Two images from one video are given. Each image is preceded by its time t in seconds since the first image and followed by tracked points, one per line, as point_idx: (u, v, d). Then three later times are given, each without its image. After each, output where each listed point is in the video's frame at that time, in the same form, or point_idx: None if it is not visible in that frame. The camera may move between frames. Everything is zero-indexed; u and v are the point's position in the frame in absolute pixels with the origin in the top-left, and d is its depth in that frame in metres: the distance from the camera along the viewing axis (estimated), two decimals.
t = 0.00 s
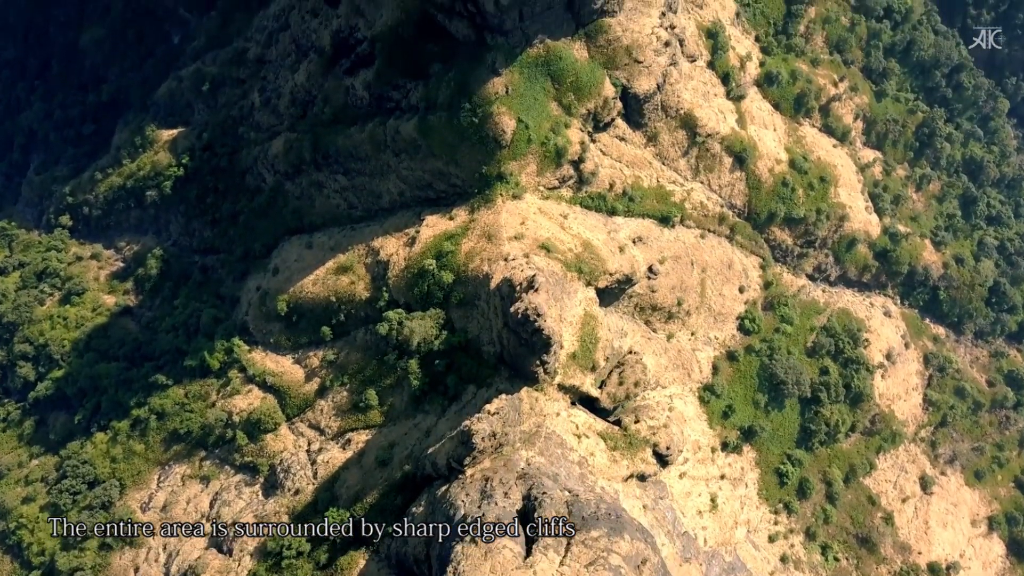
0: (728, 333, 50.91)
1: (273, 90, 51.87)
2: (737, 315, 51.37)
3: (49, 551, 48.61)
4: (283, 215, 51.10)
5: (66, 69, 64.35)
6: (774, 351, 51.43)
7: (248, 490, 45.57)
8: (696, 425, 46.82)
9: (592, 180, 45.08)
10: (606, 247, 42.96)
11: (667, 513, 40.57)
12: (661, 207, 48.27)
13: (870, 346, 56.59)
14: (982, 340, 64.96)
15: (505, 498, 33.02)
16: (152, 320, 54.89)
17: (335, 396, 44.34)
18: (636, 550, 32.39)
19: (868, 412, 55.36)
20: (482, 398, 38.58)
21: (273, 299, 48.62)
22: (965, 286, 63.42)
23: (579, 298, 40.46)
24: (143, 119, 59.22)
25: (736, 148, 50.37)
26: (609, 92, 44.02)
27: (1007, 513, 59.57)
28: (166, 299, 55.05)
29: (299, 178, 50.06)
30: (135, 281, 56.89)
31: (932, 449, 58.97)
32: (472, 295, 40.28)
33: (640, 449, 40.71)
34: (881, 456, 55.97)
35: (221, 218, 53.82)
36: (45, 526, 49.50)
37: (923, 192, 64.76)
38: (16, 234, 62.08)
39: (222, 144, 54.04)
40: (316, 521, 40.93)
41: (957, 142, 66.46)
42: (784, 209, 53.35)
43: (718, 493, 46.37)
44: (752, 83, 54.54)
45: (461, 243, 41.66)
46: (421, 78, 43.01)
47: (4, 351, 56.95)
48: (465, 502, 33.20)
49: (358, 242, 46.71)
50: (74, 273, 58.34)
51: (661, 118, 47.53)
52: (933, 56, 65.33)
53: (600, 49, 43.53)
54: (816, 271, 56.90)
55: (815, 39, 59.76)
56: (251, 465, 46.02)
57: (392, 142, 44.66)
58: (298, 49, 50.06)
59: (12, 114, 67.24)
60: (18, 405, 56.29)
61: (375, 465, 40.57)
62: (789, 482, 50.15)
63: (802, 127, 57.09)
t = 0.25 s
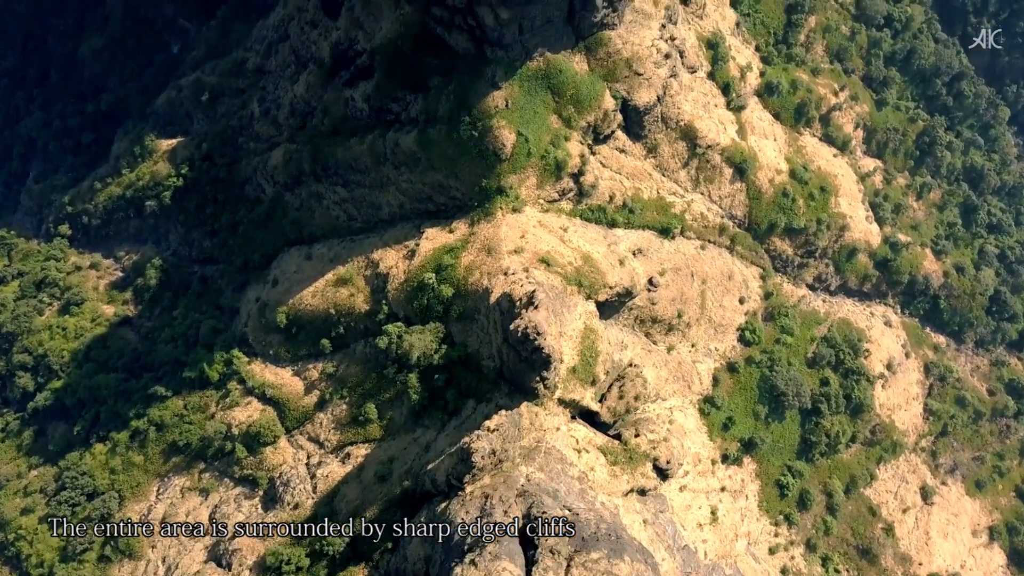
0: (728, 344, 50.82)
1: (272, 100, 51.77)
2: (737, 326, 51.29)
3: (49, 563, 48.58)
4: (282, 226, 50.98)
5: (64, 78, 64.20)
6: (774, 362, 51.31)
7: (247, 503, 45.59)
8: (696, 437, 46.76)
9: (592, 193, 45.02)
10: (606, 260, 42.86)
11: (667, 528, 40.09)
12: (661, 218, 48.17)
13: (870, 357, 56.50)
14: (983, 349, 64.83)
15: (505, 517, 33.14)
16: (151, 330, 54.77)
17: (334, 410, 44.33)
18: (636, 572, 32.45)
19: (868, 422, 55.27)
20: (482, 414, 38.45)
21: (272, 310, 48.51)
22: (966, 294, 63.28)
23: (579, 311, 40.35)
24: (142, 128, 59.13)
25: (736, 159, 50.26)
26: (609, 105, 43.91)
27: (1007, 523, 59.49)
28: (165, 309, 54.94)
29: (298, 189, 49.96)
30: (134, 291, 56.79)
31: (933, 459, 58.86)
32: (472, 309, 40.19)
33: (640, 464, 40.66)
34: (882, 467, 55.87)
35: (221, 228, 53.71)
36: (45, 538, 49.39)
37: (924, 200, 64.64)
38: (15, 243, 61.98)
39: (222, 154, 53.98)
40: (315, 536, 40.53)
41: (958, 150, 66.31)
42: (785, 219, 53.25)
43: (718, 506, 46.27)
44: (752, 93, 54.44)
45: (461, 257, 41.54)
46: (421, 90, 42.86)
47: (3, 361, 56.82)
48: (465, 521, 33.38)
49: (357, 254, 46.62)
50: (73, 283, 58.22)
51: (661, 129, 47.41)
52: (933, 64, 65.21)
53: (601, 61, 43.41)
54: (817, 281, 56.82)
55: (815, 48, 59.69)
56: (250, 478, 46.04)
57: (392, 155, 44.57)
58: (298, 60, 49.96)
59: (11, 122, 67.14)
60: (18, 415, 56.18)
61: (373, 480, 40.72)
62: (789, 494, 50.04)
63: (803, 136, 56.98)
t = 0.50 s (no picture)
0: (728, 353, 50.73)
1: (271, 109, 51.70)
2: (737, 335, 51.19)
3: (47, 573, 48.29)
4: (282, 235, 50.86)
5: (63, 85, 64.07)
6: (775, 372, 51.19)
7: (246, 514, 45.81)
8: (696, 447, 46.73)
9: (592, 204, 44.97)
10: (606, 271, 42.74)
11: (667, 539, 40.33)
12: (661, 228, 48.07)
13: (870, 365, 56.41)
14: (983, 356, 64.76)
15: (505, 534, 33.21)
16: (150, 339, 54.69)
17: (333, 421, 44.32)
18: None
19: (869, 431, 55.17)
20: (482, 427, 38.32)
21: (272, 320, 48.43)
22: (966, 302, 63.19)
23: (579, 323, 40.23)
24: (142, 136, 59.04)
25: (736, 168, 50.18)
26: (609, 115, 43.83)
27: (1008, 531, 59.43)
28: (164, 318, 54.84)
29: (298, 199, 49.86)
30: (133, 299, 56.71)
31: (934, 467, 58.79)
32: (472, 321, 40.10)
33: (640, 475, 40.52)
34: (882, 475, 55.78)
35: (220, 236, 53.61)
36: (44, 548, 48.97)
37: (924, 208, 64.57)
38: (14, 250, 61.93)
39: (221, 163, 53.94)
40: (315, 549, 40.50)
41: (958, 157, 66.22)
42: (785, 228, 53.16)
43: (718, 516, 46.21)
44: (752, 102, 54.35)
45: (460, 268, 41.43)
46: (420, 100, 42.67)
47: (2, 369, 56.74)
48: (465, 536, 33.27)
49: (357, 264, 46.54)
50: (72, 291, 58.12)
51: (661, 139, 47.31)
52: (934, 71, 65.13)
53: (601, 72, 43.31)
54: (817, 289, 56.75)
55: (815, 55, 59.63)
56: (249, 488, 46.13)
57: (391, 165, 44.47)
58: (297, 69, 49.88)
59: (10, 129, 67.07)
60: (17, 423, 56.09)
61: (373, 493, 40.66)
62: (790, 503, 49.96)
63: (803, 144, 56.90)
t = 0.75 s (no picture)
0: (729, 365, 50.61)
1: (271, 120, 51.62)
2: (737, 346, 51.08)
3: None
4: (281, 246, 50.74)
5: (62, 94, 63.94)
6: (775, 384, 51.07)
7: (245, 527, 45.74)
8: (697, 460, 46.62)
9: (592, 216, 44.87)
10: (606, 284, 42.62)
11: (668, 553, 39.49)
12: (661, 240, 47.96)
13: (871, 376, 56.32)
14: (983, 365, 64.66)
15: (503, 551, 33.16)
16: (149, 349, 54.57)
17: (333, 433, 44.16)
18: None
19: (869, 441, 55.10)
20: (481, 442, 38.19)
21: (271, 332, 48.32)
22: (966, 311, 63.05)
23: (579, 336, 40.14)
24: (141, 145, 58.97)
25: (736, 179, 50.07)
26: (609, 128, 43.79)
27: (1009, 541, 59.32)
28: (163, 328, 54.72)
29: (297, 210, 49.73)
30: (132, 309, 56.58)
31: (934, 477, 58.72)
32: (471, 334, 40.03)
33: (640, 490, 40.48)
34: (882, 486, 55.69)
35: (219, 247, 53.45)
36: (42, 559, 48.73)
37: (925, 216, 64.48)
38: (13, 259, 61.87)
39: (220, 173, 53.88)
40: (315, 564, 41.04)
41: (959, 165, 66.11)
42: (785, 238, 53.05)
43: (718, 529, 46.08)
44: (753, 112, 54.25)
45: (460, 282, 41.31)
46: (420, 113, 42.55)
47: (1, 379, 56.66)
48: (463, 554, 33.24)
49: (356, 276, 46.48)
50: (72, 301, 58.00)
51: (661, 151, 47.21)
52: (934, 80, 65.02)
53: (601, 85, 43.21)
54: (817, 299, 56.67)
55: (816, 65, 59.55)
56: (248, 501, 46.10)
57: (391, 178, 44.36)
58: (297, 80, 49.79)
59: (9, 138, 67.10)
60: (16, 433, 55.99)
61: (372, 507, 40.91)
62: (790, 515, 49.86)
63: (803, 154, 56.81)
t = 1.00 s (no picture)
0: (729, 374, 50.52)
1: (270, 128, 51.51)
2: (737, 356, 51.01)
3: None
4: (280, 255, 50.66)
5: (61, 101, 63.71)
6: (775, 393, 50.98)
7: (244, 539, 45.48)
8: (697, 470, 46.49)
9: (592, 226, 44.76)
10: (606, 295, 42.48)
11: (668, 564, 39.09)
12: (660, 249, 47.88)
13: (871, 384, 56.24)
14: (984, 372, 64.58)
15: (503, 567, 32.94)
16: (149, 358, 54.46)
17: (332, 444, 44.11)
18: None
19: (869, 450, 54.98)
20: (481, 455, 38.07)
21: (270, 341, 48.22)
22: (967, 319, 62.92)
23: (579, 348, 40.05)
24: (140, 153, 58.91)
25: (736, 189, 50.01)
26: (609, 138, 43.72)
27: (1009, 549, 59.21)
28: (162, 337, 54.63)
29: (296, 219, 49.59)
30: (131, 318, 56.48)
31: (934, 485, 58.63)
32: (471, 346, 39.94)
33: (640, 502, 40.17)
34: (883, 495, 55.59)
35: (218, 255, 53.28)
36: (41, 570, 48.54)
37: (925, 223, 64.42)
38: (13, 266, 61.83)
39: (220, 182, 53.81)
40: None
41: (959, 172, 66.03)
42: (786, 247, 52.93)
43: (718, 539, 45.96)
44: (753, 121, 54.19)
45: (460, 293, 41.21)
46: (420, 124, 42.49)
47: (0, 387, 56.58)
48: (464, 570, 33.14)
49: (356, 286, 46.37)
50: (71, 309, 57.91)
51: (661, 160, 47.13)
52: (934, 87, 64.95)
53: (601, 95, 43.13)
54: (818, 307, 56.62)
55: (816, 72, 59.50)
56: (248, 513, 45.90)
57: (391, 188, 44.27)
58: (296, 89, 49.71)
59: (9, 145, 67.13)
60: (15, 442, 55.90)
61: (371, 520, 40.81)
62: (790, 525, 49.73)
63: (804, 162, 56.74)
